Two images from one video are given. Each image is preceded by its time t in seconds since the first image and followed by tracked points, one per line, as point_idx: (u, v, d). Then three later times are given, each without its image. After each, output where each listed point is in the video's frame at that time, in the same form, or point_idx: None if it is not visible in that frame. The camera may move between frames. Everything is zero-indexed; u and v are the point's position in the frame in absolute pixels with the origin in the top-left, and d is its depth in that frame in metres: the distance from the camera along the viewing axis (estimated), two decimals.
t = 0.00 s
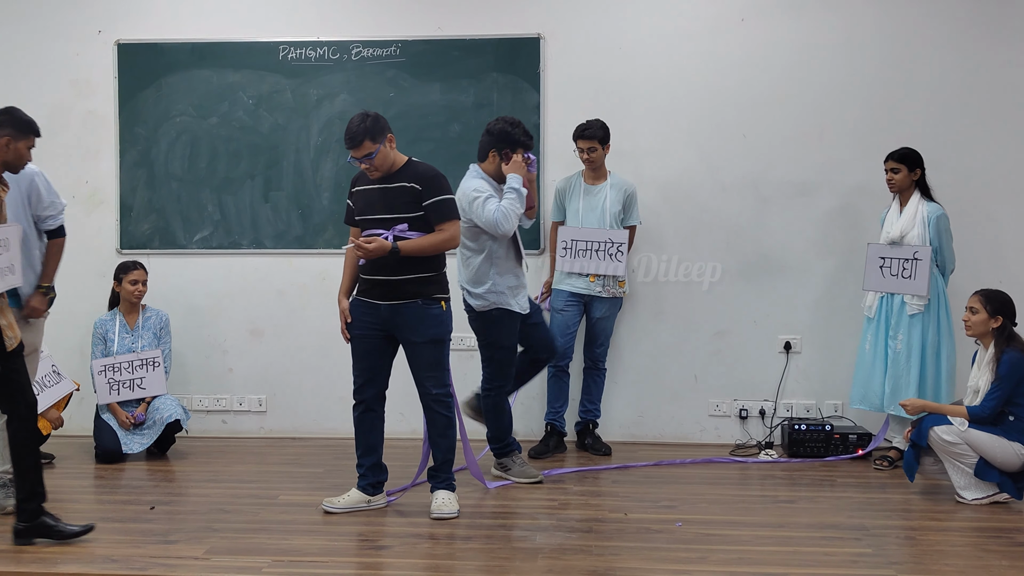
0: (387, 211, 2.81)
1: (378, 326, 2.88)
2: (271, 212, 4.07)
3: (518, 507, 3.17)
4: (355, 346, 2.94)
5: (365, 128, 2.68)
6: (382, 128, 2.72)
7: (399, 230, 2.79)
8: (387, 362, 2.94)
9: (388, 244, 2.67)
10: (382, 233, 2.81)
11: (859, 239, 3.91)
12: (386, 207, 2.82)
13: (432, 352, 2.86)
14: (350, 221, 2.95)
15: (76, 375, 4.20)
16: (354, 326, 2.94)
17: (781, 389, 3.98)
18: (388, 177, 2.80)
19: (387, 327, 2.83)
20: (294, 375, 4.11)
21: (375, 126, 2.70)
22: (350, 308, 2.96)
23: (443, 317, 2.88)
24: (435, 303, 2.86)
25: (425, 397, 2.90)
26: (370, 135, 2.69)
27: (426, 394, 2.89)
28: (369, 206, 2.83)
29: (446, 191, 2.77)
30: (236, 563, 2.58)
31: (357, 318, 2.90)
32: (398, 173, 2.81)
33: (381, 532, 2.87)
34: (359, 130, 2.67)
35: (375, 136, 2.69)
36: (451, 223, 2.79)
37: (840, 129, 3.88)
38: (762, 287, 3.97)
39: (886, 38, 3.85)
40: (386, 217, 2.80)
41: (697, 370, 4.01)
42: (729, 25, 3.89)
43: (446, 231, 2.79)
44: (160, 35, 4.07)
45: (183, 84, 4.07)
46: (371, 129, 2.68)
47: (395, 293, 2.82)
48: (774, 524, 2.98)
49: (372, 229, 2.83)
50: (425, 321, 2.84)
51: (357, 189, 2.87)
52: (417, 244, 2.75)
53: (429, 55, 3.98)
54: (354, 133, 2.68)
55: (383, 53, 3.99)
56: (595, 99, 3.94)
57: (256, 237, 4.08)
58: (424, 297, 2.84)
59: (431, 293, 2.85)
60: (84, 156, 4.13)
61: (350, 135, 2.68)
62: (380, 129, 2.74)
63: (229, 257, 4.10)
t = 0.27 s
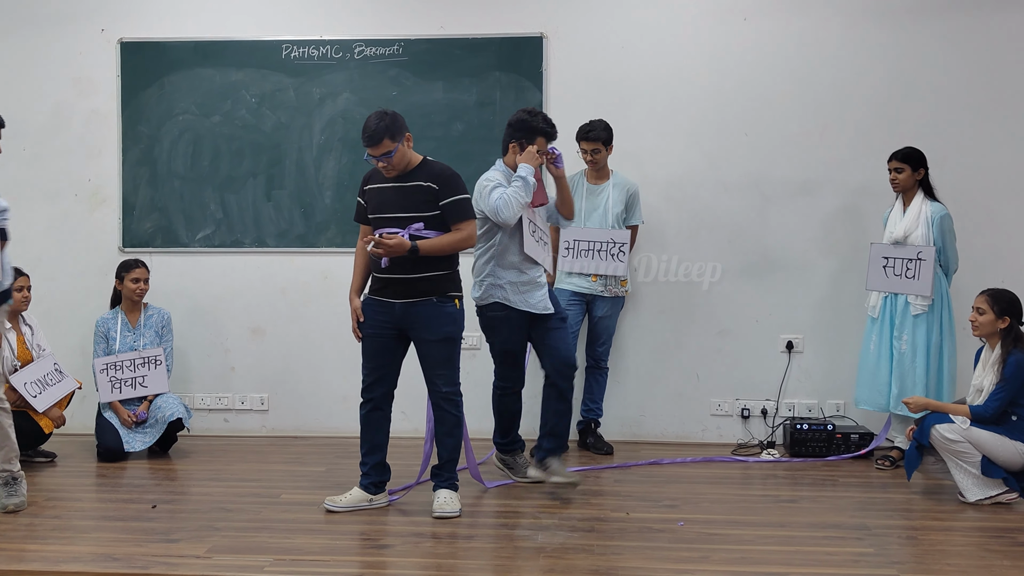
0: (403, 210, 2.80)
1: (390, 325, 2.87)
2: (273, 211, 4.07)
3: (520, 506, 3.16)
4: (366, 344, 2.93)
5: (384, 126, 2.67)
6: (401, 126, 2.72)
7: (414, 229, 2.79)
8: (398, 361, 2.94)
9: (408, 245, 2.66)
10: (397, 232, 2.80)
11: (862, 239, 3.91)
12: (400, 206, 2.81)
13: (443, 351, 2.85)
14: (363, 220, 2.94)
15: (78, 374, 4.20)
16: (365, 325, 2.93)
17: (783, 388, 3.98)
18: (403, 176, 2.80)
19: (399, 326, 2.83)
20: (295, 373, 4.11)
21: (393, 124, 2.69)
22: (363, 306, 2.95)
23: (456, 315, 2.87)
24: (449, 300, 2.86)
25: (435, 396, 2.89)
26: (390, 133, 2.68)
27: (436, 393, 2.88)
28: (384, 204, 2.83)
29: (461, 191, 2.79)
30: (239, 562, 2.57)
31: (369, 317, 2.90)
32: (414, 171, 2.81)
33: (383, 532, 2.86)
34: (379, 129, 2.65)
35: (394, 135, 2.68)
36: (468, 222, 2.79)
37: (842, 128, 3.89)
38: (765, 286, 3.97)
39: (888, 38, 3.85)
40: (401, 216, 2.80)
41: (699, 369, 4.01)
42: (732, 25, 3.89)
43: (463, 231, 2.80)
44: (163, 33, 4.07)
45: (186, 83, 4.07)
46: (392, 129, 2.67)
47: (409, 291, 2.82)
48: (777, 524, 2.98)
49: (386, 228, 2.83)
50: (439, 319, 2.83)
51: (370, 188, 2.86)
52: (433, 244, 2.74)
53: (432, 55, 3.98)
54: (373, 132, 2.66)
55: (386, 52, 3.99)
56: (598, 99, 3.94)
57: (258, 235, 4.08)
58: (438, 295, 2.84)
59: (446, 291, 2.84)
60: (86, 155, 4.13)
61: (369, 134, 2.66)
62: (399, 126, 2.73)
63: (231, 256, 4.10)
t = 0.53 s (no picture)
0: (413, 211, 2.81)
1: (399, 326, 2.86)
2: (271, 211, 4.07)
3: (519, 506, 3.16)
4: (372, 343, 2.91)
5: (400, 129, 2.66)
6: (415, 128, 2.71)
7: (425, 230, 2.80)
8: (402, 362, 2.92)
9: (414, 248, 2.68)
10: (407, 233, 2.80)
11: (860, 240, 3.92)
12: (410, 206, 2.82)
13: (450, 351, 2.85)
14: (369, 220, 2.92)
15: (75, 374, 4.20)
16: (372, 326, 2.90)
17: (781, 388, 3.99)
18: (412, 178, 2.81)
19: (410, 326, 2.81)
20: (293, 373, 4.11)
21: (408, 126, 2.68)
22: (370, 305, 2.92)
23: (466, 315, 2.88)
24: (458, 301, 2.86)
25: (440, 396, 2.88)
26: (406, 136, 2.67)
27: (441, 393, 2.88)
28: (393, 205, 2.82)
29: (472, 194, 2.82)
30: (237, 563, 2.57)
31: (376, 318, 2.88)
32: (423, 173, 2.81)
33: (381, 532, 2.86)
34: (397, 131, 2.64)
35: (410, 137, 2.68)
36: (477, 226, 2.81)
37: (839, 128, 3.89)
38: (763, 285, 3.97)
39: (885, 38, 3.86)
40: (412, 217, 2.80)
41: (697, 369, 4.01)
42: (729, 25, 3.90)
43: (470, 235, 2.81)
44: (161, 34, 4.08)
45: (185, 84, 4.07)
46: (409, 130, 2.66)
47: (419, 291, 2.82)
48: (775, 524, 2.98)
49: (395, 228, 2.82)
50: (448, 318, 2.83)
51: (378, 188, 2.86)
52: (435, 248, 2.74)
53: (430, 55, 3.98)
54: (388, 133, 2.63)
55: (384, 52, 3.99)
56: (596, 99, 3.95)
57: (256, 236, 4.08)
58: (449, 294, 2.84)
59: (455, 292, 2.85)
60: (85, 156, 4.13)
61: (386, 136, 2.62)
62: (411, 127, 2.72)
63: (228, 256, 4.10)
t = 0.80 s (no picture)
0: (415, 214, 2.80)
1: (401, 327, 2.84)
2: (269, 214, 4.07)
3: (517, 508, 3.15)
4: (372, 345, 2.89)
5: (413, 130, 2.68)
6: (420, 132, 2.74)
7: (427, 233, 2.80)
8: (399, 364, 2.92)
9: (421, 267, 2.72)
10: (410, 237, 2.80)
11: (859, 240, 3.91)
12: (413, 210, 2.81)
13: (450, 353, 2.85)
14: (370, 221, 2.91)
15: (74, 377, 4.20)
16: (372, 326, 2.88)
17: (780, 389, 3.98)
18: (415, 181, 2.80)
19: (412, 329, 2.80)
20: (292, 376, 4.11)
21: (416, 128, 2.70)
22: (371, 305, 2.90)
23: (466, 317, 2.88)
24: (460, 303, 2.86)
25: (441, 398, 2.88)
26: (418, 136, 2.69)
27: (442, 395, 2.87)
28: (395, 208, 2.82)
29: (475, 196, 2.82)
30: (235, 566, 2.56)
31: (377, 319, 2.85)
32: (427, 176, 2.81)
33: (380, 534, 2.86)
34: (410, 131, 2.63)
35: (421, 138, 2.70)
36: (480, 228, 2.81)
37: (836, 128, 3.89)
38: (762, 286, 3.97)
39: (882, 38, 3.86)
40: (415, 221, 2.80)
41: (696, 370, 4.01)
42: (725, 25, 3.90)
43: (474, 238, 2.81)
44: (159, 37, 4.08)
45: (183, 87, 4.08)
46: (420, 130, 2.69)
47: (421, 293, 2.81)
48: (774, 525, 2.97)
49: (398, 232, 2.82)
50: (450, 321, 2.83)
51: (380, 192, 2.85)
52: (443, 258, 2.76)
53: (427, 57, 3.98)
54: (401, 135, 2.62)
55: (382, 54, 4.00)
56: (593, 100, 3.95)
57: (255, 238, 4.09)
58: (451, 297, 2.84)
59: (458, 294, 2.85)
60: (83, 159, 4.14)
61: (405, 135, 2.61)
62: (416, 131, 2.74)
63: (227, 259, 4.10)
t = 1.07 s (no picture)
0: (410, 217, 2.79)
1: (398, 331, 2.82)
2: (268, 217, 4.08)
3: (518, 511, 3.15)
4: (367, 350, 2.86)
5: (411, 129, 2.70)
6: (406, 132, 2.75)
7: (424, 236, 2.80)
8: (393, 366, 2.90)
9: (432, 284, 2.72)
10: (406, 240, 2.80)
11: (858, 242, 3.91)
12: (407, 213, 2.80)
13: (450, 355, 2.85)
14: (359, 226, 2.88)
15: (74, 381, 4.20)
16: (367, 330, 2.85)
17: (780, 390, 3.98)
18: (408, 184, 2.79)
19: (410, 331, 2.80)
20: (291, 379, 4.11)
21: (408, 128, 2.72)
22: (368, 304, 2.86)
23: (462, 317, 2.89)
24: (456, 304, 2.88)
25: (439, 399, 2.87)
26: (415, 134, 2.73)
27: (440, 396, 2.86)
28: (388, 212, 2.80)
29: (468, 196, 2.84)
30: (235, 569, 2.57)
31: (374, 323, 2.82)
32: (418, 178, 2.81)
33: (380, 537, 2.86)
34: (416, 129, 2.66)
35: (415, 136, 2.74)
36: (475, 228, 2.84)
37: (836, 129, 3.89)
38: (762, 287, 3.96)
39: (881, 39, 3.85)
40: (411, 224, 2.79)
41: (696, 371, 4.01)
42: (724, 27, 3.90)
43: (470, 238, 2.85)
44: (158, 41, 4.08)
45: (182, 90, 4.08)
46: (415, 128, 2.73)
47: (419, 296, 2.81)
48: (775, 526, 2.97)
49: (393, 236, 2.81)
50: (447, 322, 2.84)
51: (371, 196, 2.82)
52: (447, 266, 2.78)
53: (426, 60, 3.98)
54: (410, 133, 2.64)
55: (381, 57, 4.00)
56: (592, 102, 3.95)
57: (254, 242, 4.09)
58: (447, 298, 2.84)
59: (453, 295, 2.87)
60: (83, 162, 4.14)
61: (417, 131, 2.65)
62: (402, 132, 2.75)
63: (227, 262, 4.11)
